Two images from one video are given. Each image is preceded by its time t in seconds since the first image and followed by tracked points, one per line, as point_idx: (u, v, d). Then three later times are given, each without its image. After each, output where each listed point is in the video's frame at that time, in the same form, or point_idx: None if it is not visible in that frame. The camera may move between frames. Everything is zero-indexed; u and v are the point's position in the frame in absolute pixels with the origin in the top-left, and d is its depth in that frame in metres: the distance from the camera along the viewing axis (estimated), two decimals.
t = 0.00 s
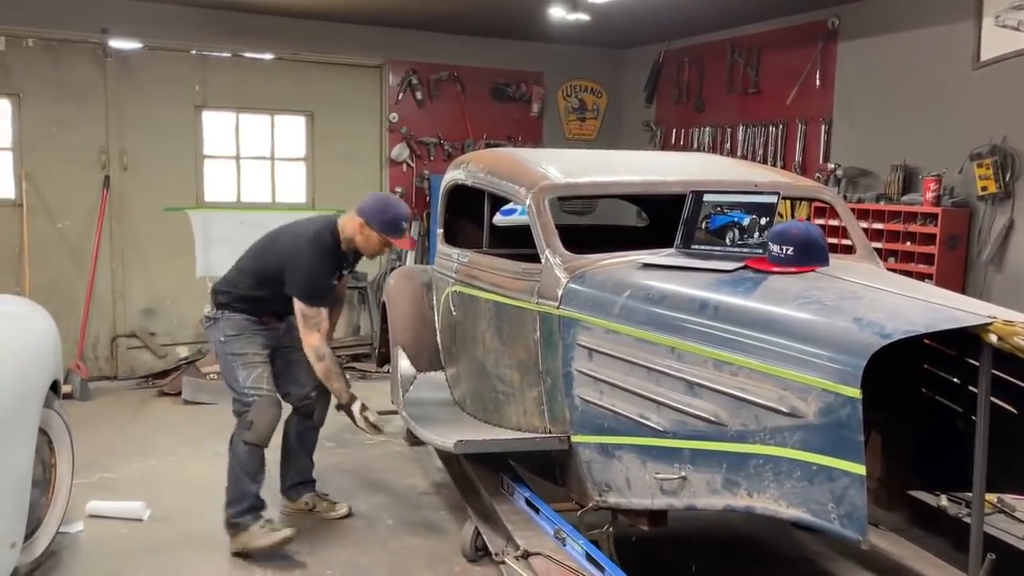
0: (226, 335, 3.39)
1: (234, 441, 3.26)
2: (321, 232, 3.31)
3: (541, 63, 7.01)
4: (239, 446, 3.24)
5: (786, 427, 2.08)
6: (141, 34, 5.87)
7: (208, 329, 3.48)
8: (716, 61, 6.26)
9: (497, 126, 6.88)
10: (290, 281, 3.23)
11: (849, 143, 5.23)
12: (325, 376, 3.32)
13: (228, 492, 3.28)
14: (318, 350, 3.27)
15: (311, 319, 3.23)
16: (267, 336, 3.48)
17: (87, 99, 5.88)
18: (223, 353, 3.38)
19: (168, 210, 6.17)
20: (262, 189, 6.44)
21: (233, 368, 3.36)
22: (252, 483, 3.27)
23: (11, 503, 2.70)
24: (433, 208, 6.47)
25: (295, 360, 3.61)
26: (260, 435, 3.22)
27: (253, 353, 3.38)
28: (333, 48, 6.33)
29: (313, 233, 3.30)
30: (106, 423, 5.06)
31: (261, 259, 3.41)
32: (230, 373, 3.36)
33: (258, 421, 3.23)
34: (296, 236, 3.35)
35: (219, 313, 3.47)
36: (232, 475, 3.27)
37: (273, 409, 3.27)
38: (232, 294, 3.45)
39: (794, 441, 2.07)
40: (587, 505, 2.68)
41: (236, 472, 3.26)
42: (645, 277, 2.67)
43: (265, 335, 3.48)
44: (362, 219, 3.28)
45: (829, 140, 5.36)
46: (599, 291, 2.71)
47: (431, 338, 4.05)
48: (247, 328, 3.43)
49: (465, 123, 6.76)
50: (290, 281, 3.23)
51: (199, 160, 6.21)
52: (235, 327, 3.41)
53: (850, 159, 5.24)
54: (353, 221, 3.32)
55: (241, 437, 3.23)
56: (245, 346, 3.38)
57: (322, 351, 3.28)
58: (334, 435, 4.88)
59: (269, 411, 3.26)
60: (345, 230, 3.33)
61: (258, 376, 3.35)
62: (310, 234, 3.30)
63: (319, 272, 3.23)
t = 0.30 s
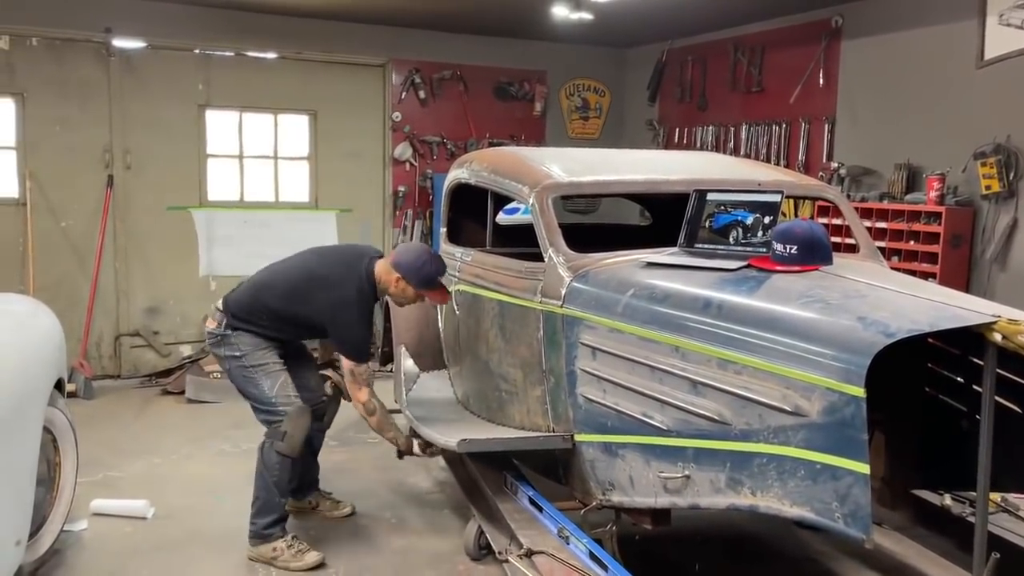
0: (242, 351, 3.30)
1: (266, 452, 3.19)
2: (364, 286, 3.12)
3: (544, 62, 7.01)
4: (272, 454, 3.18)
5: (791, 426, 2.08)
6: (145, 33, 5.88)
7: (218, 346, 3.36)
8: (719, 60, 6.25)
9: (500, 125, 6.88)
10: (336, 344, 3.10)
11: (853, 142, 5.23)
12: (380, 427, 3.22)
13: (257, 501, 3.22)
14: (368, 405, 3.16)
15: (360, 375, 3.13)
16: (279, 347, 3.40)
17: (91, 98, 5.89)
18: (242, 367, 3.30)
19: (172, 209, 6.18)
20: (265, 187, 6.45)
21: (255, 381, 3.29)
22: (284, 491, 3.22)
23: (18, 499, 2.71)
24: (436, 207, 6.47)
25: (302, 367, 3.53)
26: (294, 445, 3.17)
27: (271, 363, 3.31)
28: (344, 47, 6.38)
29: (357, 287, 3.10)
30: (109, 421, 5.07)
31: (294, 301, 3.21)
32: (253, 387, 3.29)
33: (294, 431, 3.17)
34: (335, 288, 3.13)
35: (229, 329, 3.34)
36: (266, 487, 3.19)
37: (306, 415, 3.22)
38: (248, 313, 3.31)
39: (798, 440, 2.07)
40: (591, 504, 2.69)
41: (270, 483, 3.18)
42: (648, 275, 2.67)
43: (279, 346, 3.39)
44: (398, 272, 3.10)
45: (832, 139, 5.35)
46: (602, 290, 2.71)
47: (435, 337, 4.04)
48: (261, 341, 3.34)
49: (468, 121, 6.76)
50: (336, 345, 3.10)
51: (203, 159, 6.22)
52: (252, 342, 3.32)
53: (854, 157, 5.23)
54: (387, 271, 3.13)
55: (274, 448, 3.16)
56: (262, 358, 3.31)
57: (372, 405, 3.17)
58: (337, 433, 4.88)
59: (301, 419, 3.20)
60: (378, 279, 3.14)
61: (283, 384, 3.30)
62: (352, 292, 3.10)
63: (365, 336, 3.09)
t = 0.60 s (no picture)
0: (247, 351, 3.31)
1: (271, 452, 3.20)
2: (375, 289, 3.10)
3: (545, 61, 7.01)
4: (277, 455, 3.19)
5: (793, 424, 2.09)
6: (147, 31, 5.89)
7: (222, 345, 3.36)
8: (720, 59, 6.24)
9: (501, 123, 6.87)
10: (343, 351, 3.06)
11: (854, 141, 5.22)
12: (393, 434, 3.20)
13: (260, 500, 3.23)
14: (378, 416, 3.12)
15: (367, 387, 3.08)
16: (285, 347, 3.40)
17: (93, 97, 5.89)
18: (247, 367, 3.31)
19: (174, 208, 6.18)
20: (267, 186, 6.45)
21: (260, 381, 3.31)
22: (288, 492, 3.23)
23: (21, 497, 2.71)
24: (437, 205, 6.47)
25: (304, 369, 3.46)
26: (301, 446, 3.19)
27: (275, 363, 3.32)
28: (345, 46, 6.39)
29: (367, 291, 3.09)
30: (111, 420, 5.07)
31: (302, 306, 3.19)
32: (258, 387, 3.31)
33: (300, 433, 3.19)
34: (344, 293, 3.11)
35: (234, 329, 3.34)
36: (272, 487, 3.20)
37: (311, 416, 3.24)
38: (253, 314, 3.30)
39: (800, 438, 2.07)
40: (593, 502, 2.69)
41: (275, 483, 3.19)
42: (651, 274, 2.67)
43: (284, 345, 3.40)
44: (406, 280, 3.07)
45: (834, 138, 5.35)
46: (605, 289, 2.71)
47: (436, 335, 4.04)
48: (265, 341, 3.34)
49: (469, 120, 6.75)
50: (344, 352, 3.06)
51: (204, 158, 6.22)
52: (257, 342, 3.33)
53: (855, 156, 5.23)
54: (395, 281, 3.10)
55: (279, 448, 3.18)
56: (266, 359, 3.32)
57: (381, 415, 3.13)
58: (339, 432, 4.89)
59: (306, 420, 3.23)
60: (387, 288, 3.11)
61: (289, 384, 3.31)
62: (361, 298, 3.08)
63: (374, 343, 3.06)
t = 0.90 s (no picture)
0: (245, 346, 3.32)
1: (267, 451, 3.20)
2: (371, 288, 3.09)
3: (545, 60, 7.00)
4: (271, 454, 3.19)
5: (792, 422, 2.09)
6: (147, 31, 5.88)
7: (222, 338, 3.38)
8: (720, 58, 6.24)
9: (501, 122, 6.87)
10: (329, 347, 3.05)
11: (854, 140, 5.22)
12: (363, 432, 3.16)
13: (257, 500, 3.24)
14: (350, 412, 3.09)
15: (344, 383, 3.04)
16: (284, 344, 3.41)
17: (93, 96, 5.89)
18: (244, 363, 3.32)
19: (174, 206, 6.18)
20: (267, 185, 6.45)
21: (256, 377, 3.31)
22: (284, 491, 3.22)
23: (21, 496, 2.72)
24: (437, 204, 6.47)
25: (306, 368, 3.52)
26: (293, 445, 3.16)
27: (272, 360, 3.32)
28: (345, 45, 6.39)
29: (363, 290, 3.08)
30: (111, 419, 5.08)
31: (298, 302, 3.20)
32: (254, 383, 3.31)
33: (292, 432, 3.17)
34: (339, 290, 3.10)
35: (233, 323, 3.35)
36: (267, 486, 3.20)
37: (304, 414, 3.22)
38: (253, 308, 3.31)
39: (800, 437, 2.07)
40: (593, 501, 2.70)
41: (271, 482, 3.19)
42: (651, 273, 2.67)
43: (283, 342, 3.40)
44: (404, 280, 3.06)
45: (834, 137, 5.35)
46: (605, 287, 2.71)
47: (436, 334, 4.05)
48: (264, 337, 3.34)
49: (469, 119, 6.75)
50: (330, 348, 3.05)
51: (204, 158, 6.22)
52: (255, 338, 3.34)
53: (855, 155, 5.23)
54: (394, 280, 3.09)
55: (272, 447, 3.17)
56: (263, 355, 3.32)
57: (353, 411, 3.09)
58: (339, 431, 4.89)
59: (300, 418, 3.20)
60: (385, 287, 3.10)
61: (284, 382, 3.31)
62: (354, 296, 3.07)
63: (363, 342, 3.04)
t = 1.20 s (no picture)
0: (245, 347, 3.32)
1: (267, 451, 3.19)
2: (371, 287, 3.08)
3: (545, 59, 7.01)
4: (271, 454, 3.18)
5: (793, 422, 2.09)
6: (147, 30, 5.88)
7: (222, 339, 3.37)
8: (720, 57, 6.24)
9: (500, 122, 6.87)
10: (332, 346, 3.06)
11: (854, 139, 5.22)
12: (376, 429, 3.17)
13: (258, 499, 3.23)
14: (361, 410, 3.09)
15: (353, 382, 3.05)
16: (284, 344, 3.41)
17: (92, 95, 5.89)
18: (244, 363, 3.32)
19: (174, 206, 6.18)
20: (266, 184, 6.45)
21: (257, 378, 3.31)
22: (285, 491, 3.22)
23: (22, 496, 2.72)
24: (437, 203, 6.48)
25: (306, 368, 3.52)
26: (294, 445, 3.16)
27: (273, 360, 3.33)
28: (345, 45, 6.40)
29: (363, 289, 3.08)
30: (111, 419, 5.07)
31: (298, 302, 3.19)
32: (255, 384, 3.31)
33: (293, 432, 3.16)
34: (340, 290, 3.10)
35: (233, 323, 3.34)
36: (267, 485, 3.19)
37: (304, 414, 3.22)
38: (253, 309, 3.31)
39: (800, 436, 2.07)
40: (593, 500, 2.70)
41: (271, 482, 3.18)
42: (651, 273, 2.67)
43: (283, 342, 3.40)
44: (405, 278, 3.06)
45: (834, 136, 5.35)
46: (605, 287, 2.71)
47: (436, 334, 4.05)
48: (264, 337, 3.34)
49: (469, 118, 6.75)
50: (334, 348, 3.06)
51: (204, 157, 6.22)
52: (255, 338, 3.33)
53: (854, 154, 5.23)
54: (395, 278, 3.09)
55: (273, 448, 3.16)
56: (263, 356, 3.32)
57: (364, 410, 3.10)
58: (339, 431, 4.89)
59: (301, 418, 3.21)
60: (386, 286, 3.10)
61: (285, 382, 3.32)
62: (353, 296, 3.07)
63: (364, 340, 3.05)
